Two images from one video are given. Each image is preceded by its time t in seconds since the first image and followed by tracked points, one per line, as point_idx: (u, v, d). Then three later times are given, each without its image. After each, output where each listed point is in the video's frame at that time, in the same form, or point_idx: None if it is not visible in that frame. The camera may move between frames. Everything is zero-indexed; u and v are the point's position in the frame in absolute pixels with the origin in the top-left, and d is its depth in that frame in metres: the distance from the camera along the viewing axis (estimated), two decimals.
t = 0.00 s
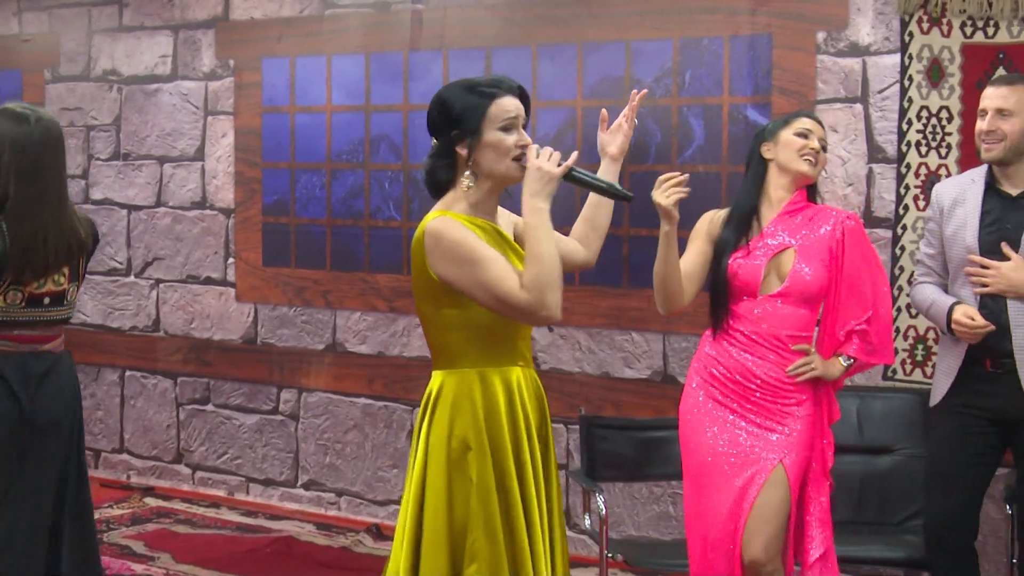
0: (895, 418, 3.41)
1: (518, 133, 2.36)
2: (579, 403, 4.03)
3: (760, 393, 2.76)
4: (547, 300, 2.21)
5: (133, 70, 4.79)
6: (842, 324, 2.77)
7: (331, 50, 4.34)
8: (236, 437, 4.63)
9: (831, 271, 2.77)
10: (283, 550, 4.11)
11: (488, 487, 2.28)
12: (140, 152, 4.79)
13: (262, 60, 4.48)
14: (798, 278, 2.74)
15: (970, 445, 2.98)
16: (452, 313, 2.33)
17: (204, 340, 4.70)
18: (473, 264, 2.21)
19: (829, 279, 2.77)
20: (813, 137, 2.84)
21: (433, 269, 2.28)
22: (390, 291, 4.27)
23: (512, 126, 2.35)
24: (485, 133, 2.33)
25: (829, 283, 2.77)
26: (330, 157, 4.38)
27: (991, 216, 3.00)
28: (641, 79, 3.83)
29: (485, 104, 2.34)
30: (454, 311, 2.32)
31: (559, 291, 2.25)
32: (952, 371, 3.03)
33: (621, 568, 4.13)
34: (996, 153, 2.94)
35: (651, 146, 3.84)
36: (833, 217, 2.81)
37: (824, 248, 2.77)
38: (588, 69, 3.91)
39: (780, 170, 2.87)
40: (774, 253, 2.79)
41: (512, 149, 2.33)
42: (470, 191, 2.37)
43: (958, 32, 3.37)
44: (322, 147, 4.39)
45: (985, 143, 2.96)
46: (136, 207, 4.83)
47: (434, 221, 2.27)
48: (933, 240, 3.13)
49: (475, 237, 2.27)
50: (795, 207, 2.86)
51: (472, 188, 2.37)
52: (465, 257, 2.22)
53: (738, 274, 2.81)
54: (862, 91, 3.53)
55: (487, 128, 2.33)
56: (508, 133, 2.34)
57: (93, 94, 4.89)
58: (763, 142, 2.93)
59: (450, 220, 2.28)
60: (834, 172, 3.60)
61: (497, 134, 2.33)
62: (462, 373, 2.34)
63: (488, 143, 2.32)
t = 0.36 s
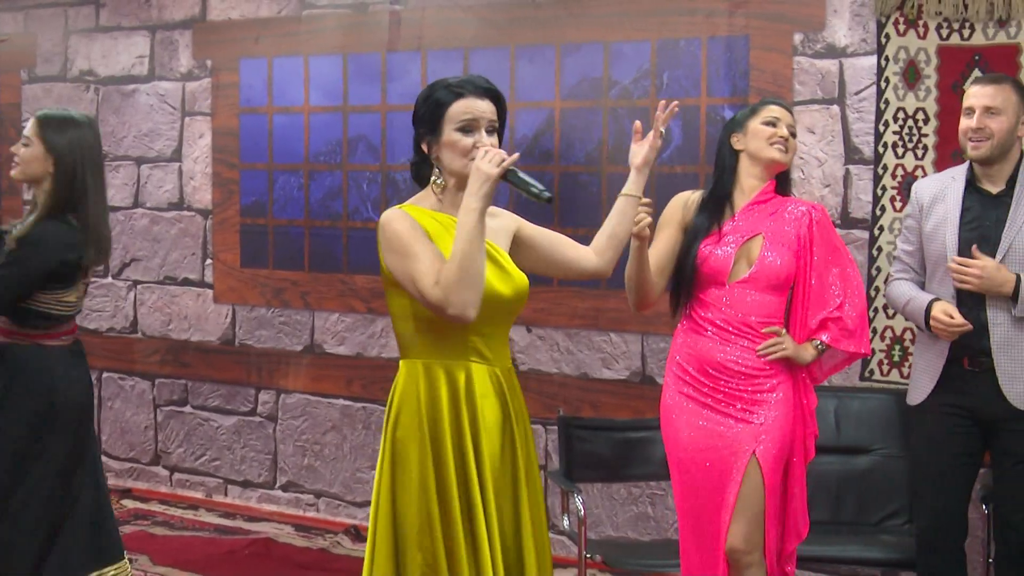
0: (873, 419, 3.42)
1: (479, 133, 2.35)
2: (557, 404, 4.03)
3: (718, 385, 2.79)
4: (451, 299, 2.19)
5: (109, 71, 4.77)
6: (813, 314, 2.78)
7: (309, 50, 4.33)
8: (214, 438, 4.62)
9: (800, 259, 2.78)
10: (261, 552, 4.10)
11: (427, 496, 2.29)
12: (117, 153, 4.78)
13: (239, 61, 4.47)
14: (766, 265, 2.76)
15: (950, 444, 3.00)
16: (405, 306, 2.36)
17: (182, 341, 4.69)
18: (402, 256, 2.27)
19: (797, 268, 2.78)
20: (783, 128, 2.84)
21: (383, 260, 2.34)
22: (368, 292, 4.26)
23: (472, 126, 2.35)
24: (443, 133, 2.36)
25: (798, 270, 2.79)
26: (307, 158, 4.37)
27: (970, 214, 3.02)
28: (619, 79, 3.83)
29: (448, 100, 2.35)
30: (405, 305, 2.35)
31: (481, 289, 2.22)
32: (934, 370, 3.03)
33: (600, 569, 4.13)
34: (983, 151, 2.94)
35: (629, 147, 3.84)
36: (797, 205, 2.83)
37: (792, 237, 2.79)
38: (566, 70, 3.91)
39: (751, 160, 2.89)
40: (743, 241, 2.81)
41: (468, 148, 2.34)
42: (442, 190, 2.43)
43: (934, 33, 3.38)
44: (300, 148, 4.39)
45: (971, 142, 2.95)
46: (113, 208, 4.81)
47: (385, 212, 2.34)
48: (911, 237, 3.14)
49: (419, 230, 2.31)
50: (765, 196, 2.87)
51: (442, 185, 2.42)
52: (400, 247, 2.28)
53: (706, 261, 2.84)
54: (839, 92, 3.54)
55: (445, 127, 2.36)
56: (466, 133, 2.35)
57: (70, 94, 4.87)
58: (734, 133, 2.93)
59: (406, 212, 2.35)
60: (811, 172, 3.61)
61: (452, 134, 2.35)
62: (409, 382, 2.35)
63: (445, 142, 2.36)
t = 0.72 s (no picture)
0: (861, 420, 3.42)
1: (442, 132, 2.45)
2: (545, 405, 4.03)
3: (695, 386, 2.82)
4: (381, 298, 2.27)
5: (97, 72, 4.76)
6: (802, 319, 2.80)
7: (296, 51, 4.33)
8: (202, 439, 4.62)
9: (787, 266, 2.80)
10: (249, 553, 4.09)
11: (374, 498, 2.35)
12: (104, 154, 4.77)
13: (227, 62, 4.47)
14: (749, 272, 2.77)
15: (939, 445, 3.00)
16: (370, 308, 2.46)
17: (170, 342, 4.68)
18: (355, 254, 2.42)
19: (786, 273, 2.80)
20: (748, 133, 2.85)
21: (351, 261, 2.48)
22: (356, 293, 4.26)
23: (433, 125, 2.45)
24: (410, 133, 2.48)
25: (786, 277, 2.80)
26: (295, 159, 4.37)
27: (961, 214, 3.03)
28: (606, 81, 3.83)
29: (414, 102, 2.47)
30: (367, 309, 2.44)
31: (418, 286, 2.29)
32: (925, 369, 3.04)
33: (589, 570, 4.13)
34: (985, 156, 2.94)
35: (616, 148, 3.84)
36: (786, 213, 2.84)
37: (779, 242, 2.80)
38: (553, 71, 3.91)
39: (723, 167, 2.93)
40: (728, 248, 2.83)
41: (428, 147, 2.45)
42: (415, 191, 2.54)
43: (920, 35, 3.39)
44: (288, 149, 4.38)
45: (973, 146, 2.95)
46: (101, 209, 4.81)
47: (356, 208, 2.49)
48: (901, 239, 3.15)
49: (378, 227, 2.44)
50: (750, 201, 2.89)
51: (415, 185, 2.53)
52: (354, 246, 2.42)
53: (690, 270, 2.84)
54: (826, 93, 3.54)
55: (411, 128, 2.47)
56: (428, 132, 2.45)
57: (57, 95, 4.86)
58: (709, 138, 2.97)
59: (373, 209, 2.48)
60: (799, 173, 3.61)
61: (416, 134, 2.46)
62: (368, 381, 2.42)
63: (411, 142, 2.47)
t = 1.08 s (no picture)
0: (864, 420, 3.42)
1: (399, 135, 2.57)
2: (549, 405, 4.03)
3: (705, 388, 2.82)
4: (309, 292, 2.40)
5: (100, 72, 4.76)
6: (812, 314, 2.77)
7: (300, 51, 4.33)
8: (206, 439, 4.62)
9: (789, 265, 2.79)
10: (254, 554, 4.09)
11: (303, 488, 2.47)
12: (108, 154, 4.77)
13: (231, 62, 4.47)
14: (748, 271, 2.77)
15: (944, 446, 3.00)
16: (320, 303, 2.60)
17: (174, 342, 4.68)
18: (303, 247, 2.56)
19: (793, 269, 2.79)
20: (728, 135, 2.88)
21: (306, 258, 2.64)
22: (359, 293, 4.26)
23: (392, 128, 2.57)
24: (370, 135, 2.60)
25: (792, 274, 2.79)
26: (300, 159, 4.37)
27: (966, 214, 3.03)
28: (610, 81, 3.83)
29: (377, 103, 2.60)
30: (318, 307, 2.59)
31: (351, 282, 2.41)
32: (937, 369, 3.02)
33: (593, 570, 4.13)
34: (999, 156, 2.95)
35: (620, 148, 3.84)
36: (792, 209, 2.83)
37: (781, 241, 2.79)
38: (557, 71, 3.91)
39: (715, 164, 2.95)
40: (729, 248, 2.83)
41: (385, 148, 2.57)
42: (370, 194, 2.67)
43: (924, 35, 3.39)
44: (292, 149, 4.38)
45: (985, 146, 2.95)
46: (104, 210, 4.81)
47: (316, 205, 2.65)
48: (905, 239, 3.14)
49: (330, 220, 2.59)
50: (753, 198, 2.88)
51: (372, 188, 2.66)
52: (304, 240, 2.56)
53: (693, 270, 2.85)
54: (830, 94, 3.54)
55: (371, 129, 2.60)
56: (386, 134, 2.57)
57: (61, 95, 4.86)
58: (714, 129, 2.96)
59: (331, 207, 2.62)
60: (803, 173, 3.61)
61: (375, 136, 2.58)
62: (307, 381, 2.56)
63: (369, 144, 2.59)
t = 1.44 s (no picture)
0: (870, 421, 3.42)
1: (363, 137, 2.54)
2: (555, 406, 4.02)
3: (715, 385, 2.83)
4: (283, 301, 2.43)
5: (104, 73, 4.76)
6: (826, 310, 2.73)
7: (306, 52, 4.33)
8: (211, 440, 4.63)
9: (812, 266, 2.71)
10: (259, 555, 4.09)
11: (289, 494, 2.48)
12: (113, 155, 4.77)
13: (236, 63, 4.47)
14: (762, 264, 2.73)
15: (951, 447, 2.99)
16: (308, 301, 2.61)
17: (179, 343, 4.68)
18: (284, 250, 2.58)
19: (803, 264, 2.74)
20: (744, 137, 2.85)
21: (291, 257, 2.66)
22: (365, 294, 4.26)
23: (355, 129, 2.54)
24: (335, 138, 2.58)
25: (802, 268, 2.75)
26: (305, 160, 4.36)
27: (971, 214, 3.03)
28: (615, 82, 3.83)
29: (337, 104, 2.56)
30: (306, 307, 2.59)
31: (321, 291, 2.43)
32: (942, 366, 3.02)
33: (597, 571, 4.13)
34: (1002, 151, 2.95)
35: (625, 149, 3.83)
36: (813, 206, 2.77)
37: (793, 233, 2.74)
38: (562, 72, 3.91)
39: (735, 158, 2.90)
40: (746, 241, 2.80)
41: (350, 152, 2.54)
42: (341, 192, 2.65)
43: (929, 36, 3.38)
44: (298, 150, 4.37)
45: (989, 141, 2.95)
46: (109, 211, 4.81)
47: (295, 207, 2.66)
48: (909, 238, 3.13)
49: (306, 221, 2.60)
50: (773, 193, 2.82)
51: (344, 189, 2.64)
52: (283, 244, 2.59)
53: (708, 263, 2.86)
54: (835, 94, 3.54)
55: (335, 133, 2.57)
56: (350, 137, 2.55)
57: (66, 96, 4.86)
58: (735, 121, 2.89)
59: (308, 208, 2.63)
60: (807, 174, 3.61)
61: (339, 139, 2.56)
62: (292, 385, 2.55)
63: (336, 147, 2.57)
